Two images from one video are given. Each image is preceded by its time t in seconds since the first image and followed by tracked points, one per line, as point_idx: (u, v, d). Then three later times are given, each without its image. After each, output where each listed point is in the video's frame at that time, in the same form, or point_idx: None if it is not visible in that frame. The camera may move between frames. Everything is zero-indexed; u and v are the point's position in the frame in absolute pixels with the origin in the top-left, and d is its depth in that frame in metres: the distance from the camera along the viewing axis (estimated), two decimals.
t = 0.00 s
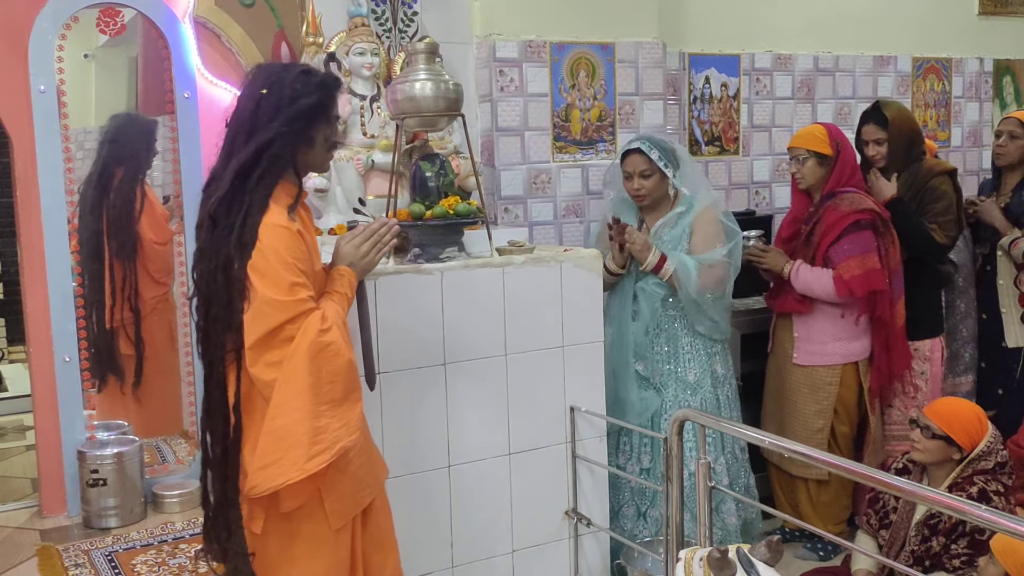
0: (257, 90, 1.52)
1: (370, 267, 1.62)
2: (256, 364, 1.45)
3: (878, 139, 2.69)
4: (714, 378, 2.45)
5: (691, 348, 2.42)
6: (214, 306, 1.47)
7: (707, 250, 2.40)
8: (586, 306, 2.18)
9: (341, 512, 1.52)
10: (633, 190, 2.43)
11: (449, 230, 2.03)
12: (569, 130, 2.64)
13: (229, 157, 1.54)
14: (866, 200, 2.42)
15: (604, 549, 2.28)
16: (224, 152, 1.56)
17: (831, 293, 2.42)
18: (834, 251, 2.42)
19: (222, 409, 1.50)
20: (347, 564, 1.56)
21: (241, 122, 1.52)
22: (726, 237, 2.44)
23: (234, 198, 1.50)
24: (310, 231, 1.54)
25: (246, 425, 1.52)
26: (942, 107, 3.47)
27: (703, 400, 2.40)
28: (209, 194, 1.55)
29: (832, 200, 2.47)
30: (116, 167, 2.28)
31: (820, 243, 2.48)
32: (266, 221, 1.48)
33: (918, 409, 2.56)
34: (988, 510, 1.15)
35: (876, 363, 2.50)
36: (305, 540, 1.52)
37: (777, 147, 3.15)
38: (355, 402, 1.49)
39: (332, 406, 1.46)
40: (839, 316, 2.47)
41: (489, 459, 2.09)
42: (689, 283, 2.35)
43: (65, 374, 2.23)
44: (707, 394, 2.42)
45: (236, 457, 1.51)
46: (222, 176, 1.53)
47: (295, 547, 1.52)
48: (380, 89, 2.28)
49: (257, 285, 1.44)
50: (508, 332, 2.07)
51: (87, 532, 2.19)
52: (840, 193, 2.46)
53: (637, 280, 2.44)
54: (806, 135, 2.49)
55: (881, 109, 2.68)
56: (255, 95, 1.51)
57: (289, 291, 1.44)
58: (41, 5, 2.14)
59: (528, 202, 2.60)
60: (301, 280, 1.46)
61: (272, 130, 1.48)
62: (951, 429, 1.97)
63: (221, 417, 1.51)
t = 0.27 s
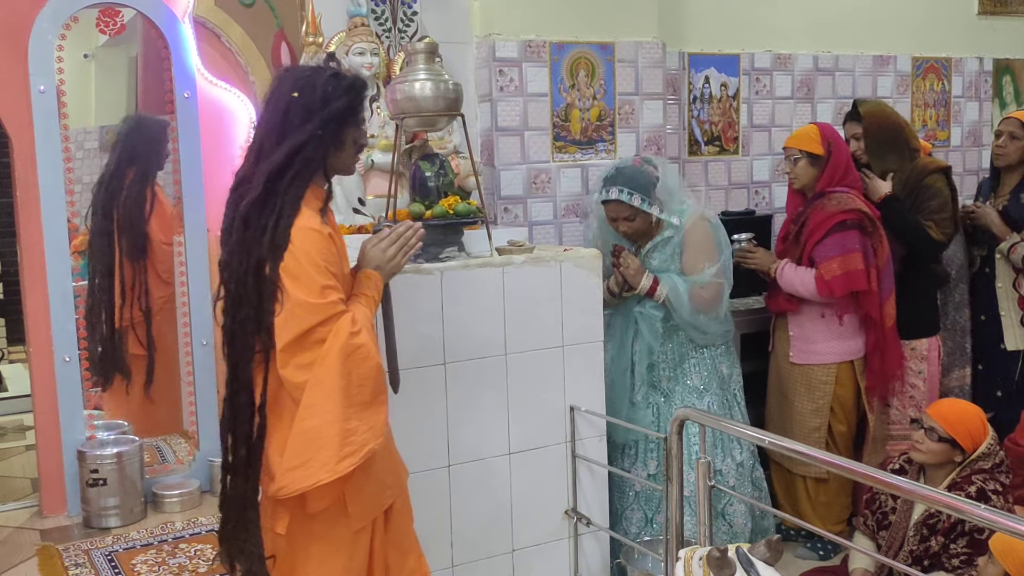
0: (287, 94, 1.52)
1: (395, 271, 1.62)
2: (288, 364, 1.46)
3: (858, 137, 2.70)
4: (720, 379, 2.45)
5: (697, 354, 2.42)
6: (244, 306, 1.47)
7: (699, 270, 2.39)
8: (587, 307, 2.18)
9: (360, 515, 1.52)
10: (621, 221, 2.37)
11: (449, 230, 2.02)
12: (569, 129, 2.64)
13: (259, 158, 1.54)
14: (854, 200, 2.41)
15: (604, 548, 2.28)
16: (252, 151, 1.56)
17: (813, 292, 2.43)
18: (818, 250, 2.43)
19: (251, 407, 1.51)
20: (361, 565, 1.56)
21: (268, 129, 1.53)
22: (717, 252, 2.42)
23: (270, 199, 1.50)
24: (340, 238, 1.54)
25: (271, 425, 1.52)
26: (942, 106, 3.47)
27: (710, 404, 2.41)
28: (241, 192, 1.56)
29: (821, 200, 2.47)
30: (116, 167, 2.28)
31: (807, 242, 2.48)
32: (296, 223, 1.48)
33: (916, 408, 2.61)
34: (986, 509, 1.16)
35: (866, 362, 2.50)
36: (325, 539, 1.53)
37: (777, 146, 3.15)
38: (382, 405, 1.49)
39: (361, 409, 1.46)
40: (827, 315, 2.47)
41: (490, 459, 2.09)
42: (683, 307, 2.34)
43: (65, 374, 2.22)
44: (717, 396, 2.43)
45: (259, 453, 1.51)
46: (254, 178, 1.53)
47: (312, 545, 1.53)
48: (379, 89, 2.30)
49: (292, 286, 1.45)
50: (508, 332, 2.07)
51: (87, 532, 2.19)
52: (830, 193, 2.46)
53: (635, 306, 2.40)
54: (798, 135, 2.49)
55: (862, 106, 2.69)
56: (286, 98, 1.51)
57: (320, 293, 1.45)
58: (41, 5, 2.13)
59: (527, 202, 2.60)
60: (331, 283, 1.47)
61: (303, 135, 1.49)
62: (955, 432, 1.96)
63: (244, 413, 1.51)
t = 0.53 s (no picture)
0: (327, 95, 1.49)
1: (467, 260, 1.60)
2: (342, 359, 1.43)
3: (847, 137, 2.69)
4: (721, 381, 2.46)
5: (698, 356, 2.43)
6: (297, 305, 1.43)
7: (699, 280, 2.39)
8: (587, 307, 2.19)
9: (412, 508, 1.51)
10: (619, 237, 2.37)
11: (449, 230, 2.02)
12: (569, 129, 2.64)
13: (298, 159, 1.51)
14: (838, 198, 2.42)
15: (604, 548, 2.29)
16: (288, 152, 1.53)
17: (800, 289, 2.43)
18: (804, 248, 2.43)
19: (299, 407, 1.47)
20: (408, 560, 1.53)
21: (310, 128, 1.50)
22: (716, 261, 2.42)
23: (317, 198, 1.47)
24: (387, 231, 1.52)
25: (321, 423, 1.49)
26: (942, 106, 3.47)
27: (711, 405, 2.42)
28: (280, 194, 1.53)
29: (806, 198, 2.48)
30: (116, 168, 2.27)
31: (793, 241, 2.49)
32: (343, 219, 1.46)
33: (913, 408, 2.60)
34: (985, 509, 1.16)
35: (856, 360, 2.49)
36: (375, 534, 1.50)
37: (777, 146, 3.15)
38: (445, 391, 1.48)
39: (424, 396, 1.45)
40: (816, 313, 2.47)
41: (490, 459, 2.09)
42: (683, 317, 2.34)
43: (65, 373, 2.24)
44: (718, 397, 2.43)
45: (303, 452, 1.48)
46: (297, 181, 1.50)
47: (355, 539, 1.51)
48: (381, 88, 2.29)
49: (347, 283, 1.42)
50: (509, 332, 2.07)
51: (88, 532, 2.19)
52: (814, 191, 2.47)
53: (637, 315, 2.40)
54: (782, 137, 2.51)
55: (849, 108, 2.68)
56: (325, 97, 1.49)
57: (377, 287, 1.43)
58: (41, 5, 2.15)
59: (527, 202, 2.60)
60: (388, 274, 1.45)
61: (345, 134, 1.47)
62: (959, 433, 1.96)
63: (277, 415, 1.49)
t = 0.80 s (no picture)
0: (370, 91, 1.48)
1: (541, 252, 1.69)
2: (416, 349, 1.47)
3: (842, 135, 2.66)
4: (719, 380, 2.46)
5: (696, 356, 2.43)
6: (371, 303, 1.44)
7: (696, 277, 2.39)
8: (587, 306, 2.18)
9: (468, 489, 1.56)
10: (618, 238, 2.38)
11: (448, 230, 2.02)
12: (568, 129, 2.64)
13: (347, 159, 1.49)
14: (820, 192, 2.42)
15: (603, 546, 2.29)
16: (333, 155, 1.51)
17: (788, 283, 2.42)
18: (789, 243, 2.42)
19: (375, 405, 1.49)
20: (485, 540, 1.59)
21: (358, 125, 1.48)
22: (711, 258, 2.41)
23: (379, 194, 1.46)
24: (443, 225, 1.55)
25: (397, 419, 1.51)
26: (941, 105, 3.47)
27: (710, 405, 2.42)
28: (329, 198, 1.50)
29: (788, 195, 2.48)
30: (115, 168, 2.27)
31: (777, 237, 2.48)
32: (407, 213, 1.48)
33: (906, 406, 2.53)
34: (984, 508, 1.16)
35: (846, 352, 2.46)
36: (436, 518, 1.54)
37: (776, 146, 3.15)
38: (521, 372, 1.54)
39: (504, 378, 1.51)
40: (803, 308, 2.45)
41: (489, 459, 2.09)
42: (682, 313, 2.34)
43: (64, 373, 2.24)
44: (715, 396, 2.43)
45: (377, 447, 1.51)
46: (348, 181, 1.49)
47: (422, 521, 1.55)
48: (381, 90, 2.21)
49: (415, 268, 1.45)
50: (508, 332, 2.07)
51: (87, 532, 2.19)
52: (796, 188, 2.46)
53: (633, 313, 2.40)
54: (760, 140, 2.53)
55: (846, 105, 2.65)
56: (369, 95, 1.48)
57: (442, 272, 1.47)
58: (40, 6, 2.15)
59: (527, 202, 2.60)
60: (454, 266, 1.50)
61: (395, 131, 1.48)
62: (961, 435, 1.95)
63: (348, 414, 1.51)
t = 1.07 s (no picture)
0: (414, 84, 1.40)
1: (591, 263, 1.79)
2: (483, 341, 1.41)
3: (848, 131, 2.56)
4: (716, 379, 2.45)
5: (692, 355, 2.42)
6: (442, 296, 1.38)
7: (695, 272, 2.37)
8: (586, 306, 2.19)
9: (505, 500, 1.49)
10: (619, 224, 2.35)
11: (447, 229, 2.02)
12: (568, 129, 2.64)
13: (396, 156, 1.40)
14: (809, 191, 2.39)
15: (603, 545, 2.29)
16: (380, 154, 1.42)
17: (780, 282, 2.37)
18: (780, 244, 2.38)
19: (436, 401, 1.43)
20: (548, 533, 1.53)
21: (402, 120, 1.40)
22: (710, 250, 2.39)
23: (444, 186, 1.39)
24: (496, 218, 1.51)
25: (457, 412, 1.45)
26: (941, 105, 3.47)
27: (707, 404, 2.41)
28: (384, 197, 1.41)
29: (778, 196, 2.44)
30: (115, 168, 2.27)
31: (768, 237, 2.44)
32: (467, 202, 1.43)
33: (902, 405, 2.48)
34: (985, 507, 1.17)
35: (838, 350, 2.42)
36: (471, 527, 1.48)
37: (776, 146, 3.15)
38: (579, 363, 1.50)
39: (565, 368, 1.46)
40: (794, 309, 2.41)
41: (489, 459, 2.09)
42: (681, 308, 2.33)
43: (64, 373, 2.25)
44: (712, 396, 2.43)
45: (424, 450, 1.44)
46: (399, 177, 1.40)
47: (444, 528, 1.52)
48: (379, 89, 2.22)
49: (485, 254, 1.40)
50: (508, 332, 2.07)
51: (87, 532, 2.19)
52: (785, 188, 2.43)
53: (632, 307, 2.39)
54: (738, 149, 2.48)
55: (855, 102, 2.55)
56: (413, 88, 1.40)
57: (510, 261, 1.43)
58: (40, 6, 2.15)
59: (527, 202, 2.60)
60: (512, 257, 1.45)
61: (447, 122, 1.41)
62: (964, 435, 1.92)
63: (398, 417, 1.45)
